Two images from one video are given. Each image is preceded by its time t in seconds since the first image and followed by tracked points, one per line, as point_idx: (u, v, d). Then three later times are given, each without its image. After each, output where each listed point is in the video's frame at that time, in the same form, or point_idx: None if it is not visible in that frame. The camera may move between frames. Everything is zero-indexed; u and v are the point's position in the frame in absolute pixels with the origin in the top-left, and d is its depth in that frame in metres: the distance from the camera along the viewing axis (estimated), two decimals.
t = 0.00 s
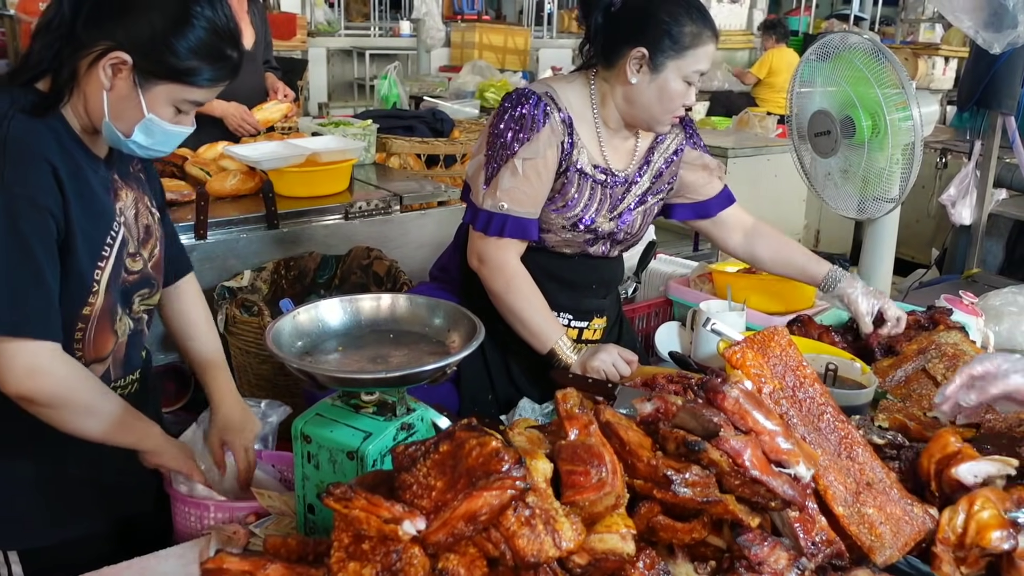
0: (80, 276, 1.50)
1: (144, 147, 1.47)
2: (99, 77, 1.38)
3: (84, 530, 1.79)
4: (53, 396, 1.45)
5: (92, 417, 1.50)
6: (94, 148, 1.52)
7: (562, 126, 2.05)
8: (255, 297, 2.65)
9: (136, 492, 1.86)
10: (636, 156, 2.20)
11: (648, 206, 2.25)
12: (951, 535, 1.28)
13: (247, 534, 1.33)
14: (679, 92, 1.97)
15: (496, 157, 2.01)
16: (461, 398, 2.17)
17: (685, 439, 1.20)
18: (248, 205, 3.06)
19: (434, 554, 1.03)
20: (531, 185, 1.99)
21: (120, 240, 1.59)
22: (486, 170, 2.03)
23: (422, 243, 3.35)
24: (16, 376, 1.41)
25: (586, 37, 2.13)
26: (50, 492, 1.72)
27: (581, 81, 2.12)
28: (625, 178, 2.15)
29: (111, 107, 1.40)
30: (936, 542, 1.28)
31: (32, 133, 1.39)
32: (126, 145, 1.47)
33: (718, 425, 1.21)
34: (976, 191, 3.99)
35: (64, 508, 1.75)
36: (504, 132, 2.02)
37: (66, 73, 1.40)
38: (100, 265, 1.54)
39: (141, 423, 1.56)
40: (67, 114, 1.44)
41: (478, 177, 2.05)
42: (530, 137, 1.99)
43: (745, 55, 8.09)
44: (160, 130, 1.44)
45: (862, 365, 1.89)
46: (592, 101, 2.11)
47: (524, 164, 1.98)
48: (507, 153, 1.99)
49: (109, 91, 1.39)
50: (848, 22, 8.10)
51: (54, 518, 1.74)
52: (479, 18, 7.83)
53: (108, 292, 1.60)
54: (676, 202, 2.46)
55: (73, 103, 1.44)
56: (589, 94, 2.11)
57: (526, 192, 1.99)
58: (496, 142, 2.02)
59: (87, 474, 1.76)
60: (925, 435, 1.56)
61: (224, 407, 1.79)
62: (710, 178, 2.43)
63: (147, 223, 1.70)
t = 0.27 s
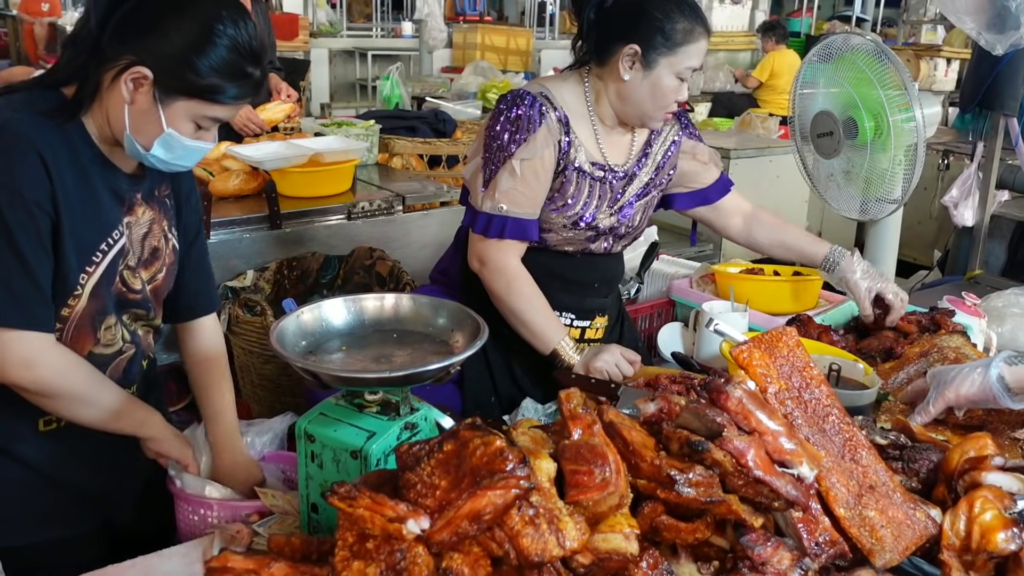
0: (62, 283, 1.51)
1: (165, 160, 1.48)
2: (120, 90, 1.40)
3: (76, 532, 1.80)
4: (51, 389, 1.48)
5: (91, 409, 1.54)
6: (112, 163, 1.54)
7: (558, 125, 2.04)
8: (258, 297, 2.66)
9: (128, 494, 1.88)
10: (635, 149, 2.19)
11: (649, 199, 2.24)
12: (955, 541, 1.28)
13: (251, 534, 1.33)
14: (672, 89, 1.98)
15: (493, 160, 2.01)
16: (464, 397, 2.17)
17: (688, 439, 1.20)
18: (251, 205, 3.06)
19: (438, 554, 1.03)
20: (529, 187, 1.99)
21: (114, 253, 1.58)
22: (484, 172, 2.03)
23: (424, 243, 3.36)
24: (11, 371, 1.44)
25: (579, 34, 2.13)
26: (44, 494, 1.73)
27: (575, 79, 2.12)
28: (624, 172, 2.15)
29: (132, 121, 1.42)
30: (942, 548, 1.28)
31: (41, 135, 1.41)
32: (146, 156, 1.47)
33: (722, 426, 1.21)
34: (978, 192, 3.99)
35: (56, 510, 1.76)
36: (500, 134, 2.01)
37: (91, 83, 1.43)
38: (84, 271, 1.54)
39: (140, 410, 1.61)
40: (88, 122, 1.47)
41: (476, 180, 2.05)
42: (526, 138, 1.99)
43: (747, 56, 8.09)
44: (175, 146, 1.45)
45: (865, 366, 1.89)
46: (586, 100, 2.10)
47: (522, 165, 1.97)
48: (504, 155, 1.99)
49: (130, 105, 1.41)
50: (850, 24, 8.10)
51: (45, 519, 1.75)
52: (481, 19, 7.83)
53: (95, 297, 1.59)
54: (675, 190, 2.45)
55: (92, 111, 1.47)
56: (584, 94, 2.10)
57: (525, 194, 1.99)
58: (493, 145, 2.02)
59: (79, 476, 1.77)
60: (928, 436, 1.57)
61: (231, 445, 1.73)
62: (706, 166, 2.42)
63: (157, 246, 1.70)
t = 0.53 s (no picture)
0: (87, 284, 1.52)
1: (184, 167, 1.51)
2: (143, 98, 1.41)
3: (78, 530, 1.80)
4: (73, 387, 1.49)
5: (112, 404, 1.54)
6: (136, 169, 1.56)
7: (568, 122, 2.05)
8: (264, 296, 2.66)
9: (133, 495, 1.87)
10: (642, 152, 2.19)
11: (655, 204, 2.24)
12: (962, 544, 1.28)
13: (257, 531, 1.33)
14: (682, 88, 1.97)
15: (502, 156, 2.01)
16: (469, 395, 2.17)
17: (695, 439, 1.20)
18: (257, 204, 3.07)
19: (446, 552, 1.03)
20: (536, 183, 1.99)
21: (134, 255, 1.60)
22: (492, 170, 2.02)
23: (429, 243, 3.36)
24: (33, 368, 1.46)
25: (588, 36, 2.13)
26: (48, 492, 1.73)
27: (585, 79, 2.11)
28: (632, 175, 2.15)
29: (151, 128, 1.44)
30: (948, 551, 1.28)
31: (64, 138, 1.42)
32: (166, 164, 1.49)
33: (729, 427, 1.21)
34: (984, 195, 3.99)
35: (58, 508, 1.76)
36: (509, 131, 2.01)
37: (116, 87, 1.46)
38: (105, 274, 1.55)
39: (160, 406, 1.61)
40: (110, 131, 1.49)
41: (485, 177, 2.05)
42: (536, 134, 1.99)
43: (752, 57, 8.08)
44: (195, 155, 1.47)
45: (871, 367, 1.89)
46: (595, 99, 2.10)
47: (530, 162, 1.98)
48: (513, 151, 1.99)
49: (151, 113, 1.42)
50: (855, 26, 8.09)
51: (47, 517, 1.75)
52: (486, 19, 7.83)
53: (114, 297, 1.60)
54: (677, 205, 2.43)
55: (115, 119, 1.49)
56: (593, 94, 2.10)
57: (533, 190, 1.99)
58: (502, 141, 2.02)
59: (83, 475, 1.76)
60: (934, 438, 1.56)
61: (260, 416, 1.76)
62: (709, 182, 2.38)
63: (176, 248, 1.72)
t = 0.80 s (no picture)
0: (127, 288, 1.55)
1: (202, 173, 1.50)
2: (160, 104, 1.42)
3: (87, 527, 1.82)
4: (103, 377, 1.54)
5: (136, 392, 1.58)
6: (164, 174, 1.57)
7: (570, 124, 2.04)
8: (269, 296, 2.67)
9: (144, 498, 1.86)
10: (646, 151, 2.19)
11: (660, 201, 2.25)
12: (968, 544, 1.28)
13: (262, 530, 1.33)
14: (686, 89, 1.98)
15: (505, 158, 2.01)
16: (474, 394, 2.18)
17: (701, 439, 1.20)
18: (262, 203, 3.07)
19: (451, 551, 1.03)
20: (539, 183, 1.99)
21: (169, 257, 1.63)
22: (496, 171, 2.03)
23: (433, 243, 3.36)
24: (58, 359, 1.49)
25: (591, 35, 2.13)
26: (55, 490, 1.75)
27: (588, 80, 2.12)
28: (636, 175, 2.15)
29: (168, 133, 1.44)
30: (953, 551, 1.28)
31: (101, 153, 1.45)
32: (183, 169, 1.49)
33: (734, 426, 1.21)
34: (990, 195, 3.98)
35: (66, 507, 1.77)
36: (511, 133, 2.01)
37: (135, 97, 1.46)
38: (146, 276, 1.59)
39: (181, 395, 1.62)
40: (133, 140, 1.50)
41: (488, 179, 2.05)
42: (538, 136, 1.99)
43: (757, 57, 8.07)
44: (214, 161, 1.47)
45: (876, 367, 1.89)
46: (599, 101, 2.10)
47: (531, 163, 1.98)
48: (515, 153, 1.99)
49: (167, 118, 1.43)
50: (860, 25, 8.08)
51: (54, 514, 1.77)
52: (490, 19, 7.82)
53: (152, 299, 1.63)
54: (684, 195, 2.47)
55: (140, 129, 1.49)
56: (595, 94, 2.11)
57: (534, 192, 1.99)
58: (505, 142, 2.02)
59: (91, 476, 1.76)
60: (940, 439, 1.56)
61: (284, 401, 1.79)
62: (715, 169, 2.42)
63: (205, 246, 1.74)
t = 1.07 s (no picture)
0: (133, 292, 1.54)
1: (216, 172, 1.51)
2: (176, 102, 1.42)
3: (98, 523, 1.82)
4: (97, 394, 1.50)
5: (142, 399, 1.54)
6: (175, 174, 1.57)
7: (567, 122, 2.04)
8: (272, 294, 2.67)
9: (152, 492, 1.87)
10: (642, 144, 2.19)
11: (657, 191, 2.25)
12: (972, 545, 1.28)
13: (266, 528, 1.33)
14: (680, 83, 1.97)
15: (502, 159, 2.00)
16: (479, 394, 2.17)
17: (705, 439, 1.20)
18: (266, 202, 3.08)
19: (454, 549, 1.03)
20: (538, 183, 1.98)
21: (173, 260, 1.62)
22: (493, 173, 2.02)
23: (437, 241, 3.37)
24: (34, 379, 1.46)
25: (583, 32, 2.13)
26: (62, 487, 1.74)
27: (581, 77, 2.11)
28: (632, 167, 2.15)
29: (184, 131, 1.45)
30: (958, 551, 1.28)
31: (110, 154, 1.44)
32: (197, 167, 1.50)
33: (738, 426, 1.21)
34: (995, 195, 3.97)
35: (76, 503, 1.77)
36: (509, 133, 2.00)
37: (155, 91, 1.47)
38: (151, 280, 1.58)
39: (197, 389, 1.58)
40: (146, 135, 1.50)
41: (486, 181, 2.04)
42: (536, 136, 1.98)
43: (761, 57, 8.06)
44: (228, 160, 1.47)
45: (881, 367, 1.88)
46: (594, 97, 2.09)
47: (530, 163, 1.97)
48: (514, 154, 1.98)
49: (182, 115, 1.43)
50: (865, 25, 8.05)
51: (64, 510, 1.76)
52: (495, 17, 7.81)
53: (159, 303, 1.63)
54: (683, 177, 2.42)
55: (154, 125, 1.50)
56: (590, 90, 2.09)
57: (534, 192, 1.98)
58: (502, 143, 2.01)
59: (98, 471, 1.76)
60: (945, 439, 1.56)
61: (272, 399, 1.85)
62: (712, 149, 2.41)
63: (208, 244, 1.73)
